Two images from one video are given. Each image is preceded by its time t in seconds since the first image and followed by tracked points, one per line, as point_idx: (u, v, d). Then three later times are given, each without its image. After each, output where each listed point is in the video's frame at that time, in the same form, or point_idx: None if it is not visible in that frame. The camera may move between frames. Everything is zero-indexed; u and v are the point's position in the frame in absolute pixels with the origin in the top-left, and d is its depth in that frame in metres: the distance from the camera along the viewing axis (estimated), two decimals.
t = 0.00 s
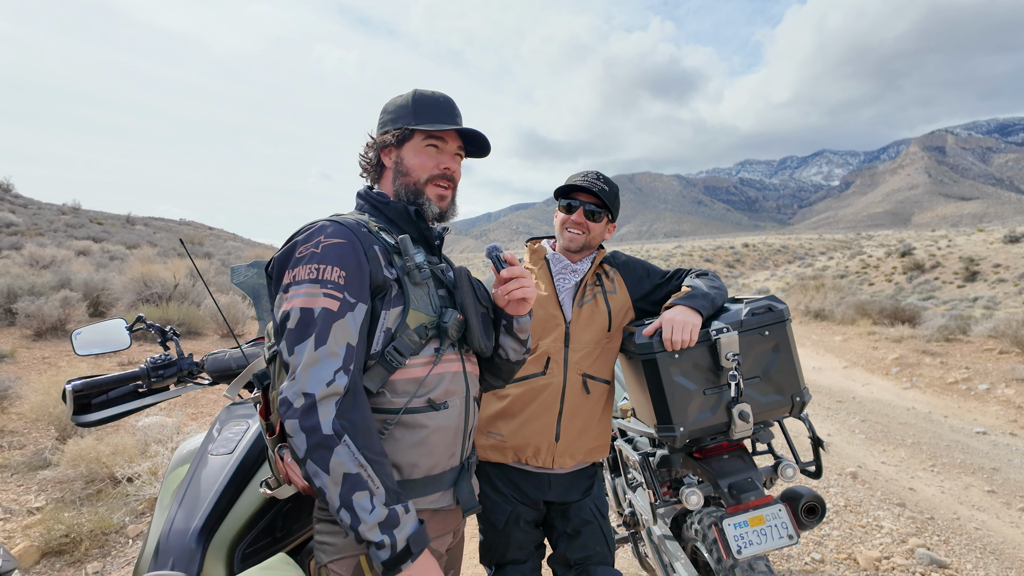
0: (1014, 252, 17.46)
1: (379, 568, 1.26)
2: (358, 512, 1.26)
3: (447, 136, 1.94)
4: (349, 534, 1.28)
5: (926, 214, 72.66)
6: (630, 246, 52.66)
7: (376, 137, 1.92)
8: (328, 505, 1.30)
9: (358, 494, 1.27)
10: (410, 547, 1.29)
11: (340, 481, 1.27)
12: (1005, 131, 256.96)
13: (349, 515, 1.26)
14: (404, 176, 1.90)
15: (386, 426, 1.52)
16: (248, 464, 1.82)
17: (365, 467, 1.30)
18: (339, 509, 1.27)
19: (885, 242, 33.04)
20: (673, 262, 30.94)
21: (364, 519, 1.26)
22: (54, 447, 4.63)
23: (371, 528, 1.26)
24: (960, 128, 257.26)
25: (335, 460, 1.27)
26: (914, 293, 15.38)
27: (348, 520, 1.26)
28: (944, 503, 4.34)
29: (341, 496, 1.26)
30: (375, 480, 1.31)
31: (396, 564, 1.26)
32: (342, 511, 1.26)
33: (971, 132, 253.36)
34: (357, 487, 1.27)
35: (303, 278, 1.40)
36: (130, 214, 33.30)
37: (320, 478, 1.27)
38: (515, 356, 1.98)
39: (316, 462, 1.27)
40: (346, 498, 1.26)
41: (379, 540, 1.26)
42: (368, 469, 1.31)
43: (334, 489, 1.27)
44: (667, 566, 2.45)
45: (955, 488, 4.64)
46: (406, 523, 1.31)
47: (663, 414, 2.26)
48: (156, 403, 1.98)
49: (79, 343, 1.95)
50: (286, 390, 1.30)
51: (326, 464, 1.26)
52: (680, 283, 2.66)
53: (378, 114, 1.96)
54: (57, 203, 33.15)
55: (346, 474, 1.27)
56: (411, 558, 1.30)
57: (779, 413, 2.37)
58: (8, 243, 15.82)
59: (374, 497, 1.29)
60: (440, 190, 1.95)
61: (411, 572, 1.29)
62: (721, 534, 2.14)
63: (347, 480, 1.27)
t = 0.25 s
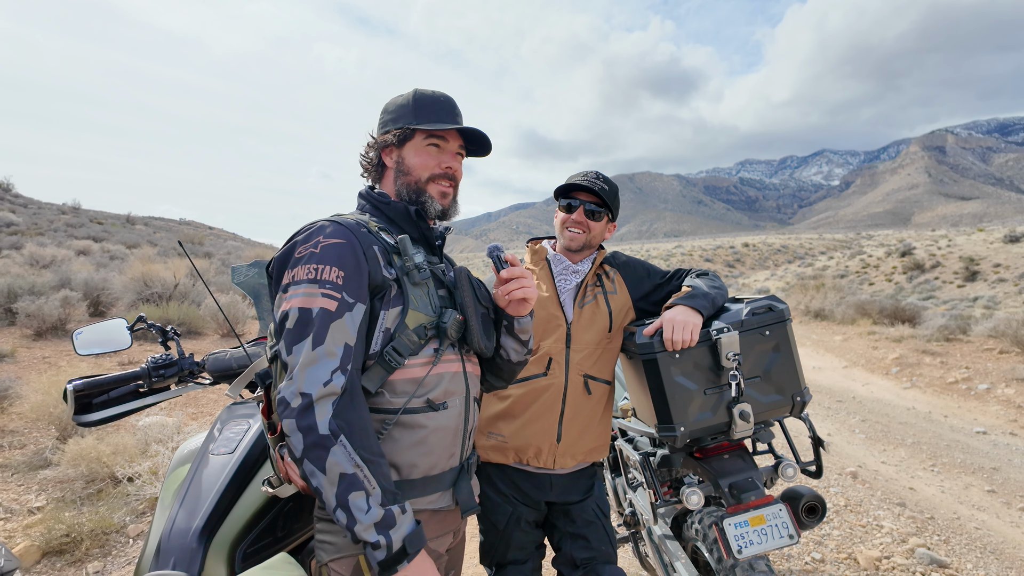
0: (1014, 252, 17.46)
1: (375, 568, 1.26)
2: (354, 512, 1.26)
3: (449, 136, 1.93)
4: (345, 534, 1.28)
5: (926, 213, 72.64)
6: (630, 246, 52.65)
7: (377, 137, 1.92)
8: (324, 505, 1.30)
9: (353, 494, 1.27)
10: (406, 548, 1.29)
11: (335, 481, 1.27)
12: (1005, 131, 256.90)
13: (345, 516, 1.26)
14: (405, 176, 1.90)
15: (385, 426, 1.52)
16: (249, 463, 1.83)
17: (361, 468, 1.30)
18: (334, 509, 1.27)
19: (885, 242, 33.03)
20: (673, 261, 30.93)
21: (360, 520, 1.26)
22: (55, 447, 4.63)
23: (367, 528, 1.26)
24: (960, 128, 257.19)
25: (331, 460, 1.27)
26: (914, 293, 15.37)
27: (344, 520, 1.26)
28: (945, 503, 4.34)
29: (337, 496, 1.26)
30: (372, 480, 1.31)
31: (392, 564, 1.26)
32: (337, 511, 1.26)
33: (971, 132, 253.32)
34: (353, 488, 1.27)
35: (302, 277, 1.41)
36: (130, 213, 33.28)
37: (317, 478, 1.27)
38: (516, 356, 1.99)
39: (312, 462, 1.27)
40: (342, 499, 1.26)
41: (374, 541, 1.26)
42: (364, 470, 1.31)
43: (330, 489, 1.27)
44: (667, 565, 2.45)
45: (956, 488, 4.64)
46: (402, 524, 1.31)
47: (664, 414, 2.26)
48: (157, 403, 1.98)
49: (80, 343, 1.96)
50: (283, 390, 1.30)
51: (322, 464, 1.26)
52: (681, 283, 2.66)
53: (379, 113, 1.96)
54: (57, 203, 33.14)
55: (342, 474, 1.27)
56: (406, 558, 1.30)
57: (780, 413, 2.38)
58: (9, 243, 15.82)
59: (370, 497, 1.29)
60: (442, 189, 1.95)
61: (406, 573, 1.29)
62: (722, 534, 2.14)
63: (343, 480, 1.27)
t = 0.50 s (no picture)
0: (1014, 251, 17.45)
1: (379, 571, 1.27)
2: (358, 515, 1.26)
3: (461, 139, 1.95)
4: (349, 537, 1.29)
5: (926, 213, 72.62)
6: (630, 246, 52.63)
7: (386, 135, 1.87)
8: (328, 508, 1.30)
9: (357, 498, 1.27)
10: (410, 550, 1.29)
11: (340, 484, 1.27)
12: (1005, 130, 256.82)
13: (349, 519, 1.26)
14: (418, 177, 1.88)
15: (388, 427, 1.53)
16: (249, 463, 1.83)
17: (365, 471, 1.30)
18: (338, 512, 1.27)
19: (885, 241, 33.02)
20: (673, 261, 30.93)
21: (364, 523, 1.26)
22: (55, 446, 4.63)
23: (371, 531, 1.26)
24: (961, 127, 257.09)
25: (335, 463, 1.27)
26: (914, 293, 15.37)
27: (348, 523, 1.27)
28: (945, 503, 4.34)
29: (341, 500, 1.27)
30: (376, 483, 1.32)
31: (396, 566, 1.27)
32: (341, 514, 1.27)
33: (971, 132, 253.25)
34: (357, 491, 1.27)
35: (305, 280, 1.40)
36: (130, 213, 33.28)
37: (321, 481, 1.28)
38: (516, 356, 1.98)
39: (316, 465, 1.27)
40: (346, 502, 1.27)
41: (378, 544, 1.26)
42: (368, 473, 1.31)
43: (334, 492, 1.27)
44: (667, 565, 2.45)
45: (956, 488, 4.64)
46: (406, 527, 1.31)
47: (665, 414, 2.26)
48: (157, 403, 1.98)
49: (80, 342, 1.96)
50: (287, 394, 1.30)
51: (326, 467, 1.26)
52: (681, 283, 2.66)
53: (383, 111, 1.92)
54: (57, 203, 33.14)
55: (346, 478, 1.27)
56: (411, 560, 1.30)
57: (780, 413, 2.38)
58: (8, 242, 15.81)
59: (374, 500, 1.29)
60: (452, 192, 1.96)
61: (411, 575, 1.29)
62: (722, 534, 2.15)
63: (347, 484, 1.27)
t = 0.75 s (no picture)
0: (1015, 251, 17.44)
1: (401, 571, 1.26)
2: (380, 516, 1.26)
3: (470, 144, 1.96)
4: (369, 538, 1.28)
5: (926, 213, 72.58)
6: (630, 246, 52.61)
7: (398, 135, 1.84)
8: (346, 510, 1.29)
9: (378, 498, 1.27)
10: (431, 549, 1.30)
11: (360, 486, 1.27)
12: (1005, 130, 256.73)
13: (370, 520, 1.26)
14: (430, 180, 1.88)
15: (399, 428, 1.52)
16: (249, 462, 1.83)
17: (385, 472, 1.30)
18: (359, 513, 1.26)
19: (886, 241, 33.01)
20: (673, 261, 30.92)
21: (386, 523, 1.26)
22: (56, 446, 4.63)
23: (393, 531, 1.26)
24: (961, 127, 256.99)
25: (356, 465, 1.26)
26: (914, 293, 15.36)
27: (369, 524, 1.26)
28: (945, 503, 4.34)
29: (362, 501, 1.26)
30: (395, 483, 1.32)
31: (418, 566, 1.26)
32: (362, 516, 1.26)
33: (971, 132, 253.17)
34: (378, 491, 1.27)
35: (316, 282, 1.40)
36: (130, 212, 33.30)
37: (340, 483, 1.27)
38: (515, 355, 1.98)
39: (335, 468, 1.27)
40: (367, 503, 1.26)
41: (400, 544, 1.25)
42: (388, 473, 1.31)
43: (354, 494, 1.26)
44: (668, 565, 2.45)
45: (956, 488, 4.64)
46: (426, 526, 1.31)
47: (665, 413, 2.26)
48: (157, 403, 1.98)
49: (81, 342, 1.96)
50: (302, 396, 1.29)
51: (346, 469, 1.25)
52: (681, 283, 2.66)
53: (390, 110, 1.89)
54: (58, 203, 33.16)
55: (367, 479, 1.27)
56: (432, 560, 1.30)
57: (780, 413, 2.38)
58: (9, 242, 15.81)
59: (395, 500, 1.29)
60: (460, 195, 1.98)
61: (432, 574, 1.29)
62: (722, 534, 2.15)
63: (368, 485, 1.27)
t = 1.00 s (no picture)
0: (1015, 251, 17.41)
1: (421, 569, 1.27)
2: (402, 515, 1.26)
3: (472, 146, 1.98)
4: (390, 537, 1.28)
5: (926, 213, 72.55)
6: (630, 246, 52.59)
7: (405, 135, 1.83)
8: (366, 511, 1.29)
9: (401, 497, 1.27)
10: (451, 546, 1.31)
11: (382, 485, 1.26)
12: (1005, 130, 256.63)
13: (392, 519, 1.26)
14: (437, 180, 1.88)
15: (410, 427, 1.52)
16: (249, 462, 1.83)
17: (406, 470, 1.30)
18: (381, 513, 1.26)
19: (886, 241, 32.98)
20: (673, 261, 30.91)
21: (407, 521, 1.26)
22: (55, 446, 4.63)
23: (415, 530, 1.26)
24: (961, 127, 256.89)
25: (378, 464, 1.26)
26: (914, 293, 15.34)
27: (391, 523, 1.26)
28: (945, 502, 4.33)
29: (384, 500, 1.26)
30: (416, 482, 1.32)
31: (440, 563, 1.27)
32: (384, 515, 1.26)
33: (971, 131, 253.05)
34: (400, 490, 1.27)
35: (330, 281, 1.37)
36: (130, 212, 33.30)
37: (361, 484, 1.26)
38: (513, 355, 2.00)
39: (357, 468, 1.26)
40: (389, 502, 1.26)
41: (422, 541, 1.26)
42: (409, 472, 1.31)
43: (376, 493, 1.26)
44: (668, 564, 2.45)
45: (956, 488, 4.64)
46: (445, 523, 1.32)
47: (664, 412, 2.26)
48: (157, 402, 1.98)
49: (81, 342, 1.96)
50: (321, 397, 1.27)
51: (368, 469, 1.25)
52: (682, 283, 2.66)
53: (396, 109, 1.87)
54: (58, 203, 33.15)
55: (389, 478, 1.27)
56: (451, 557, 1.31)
57: (780, 412, 2.38)
58: (9, 242, 15.80)
59: (416, 499, 1.30)
60: (463, 196, 1.99)
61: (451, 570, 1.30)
62: (722, 533, 2.15)
63: (389, 484, 1.27)
